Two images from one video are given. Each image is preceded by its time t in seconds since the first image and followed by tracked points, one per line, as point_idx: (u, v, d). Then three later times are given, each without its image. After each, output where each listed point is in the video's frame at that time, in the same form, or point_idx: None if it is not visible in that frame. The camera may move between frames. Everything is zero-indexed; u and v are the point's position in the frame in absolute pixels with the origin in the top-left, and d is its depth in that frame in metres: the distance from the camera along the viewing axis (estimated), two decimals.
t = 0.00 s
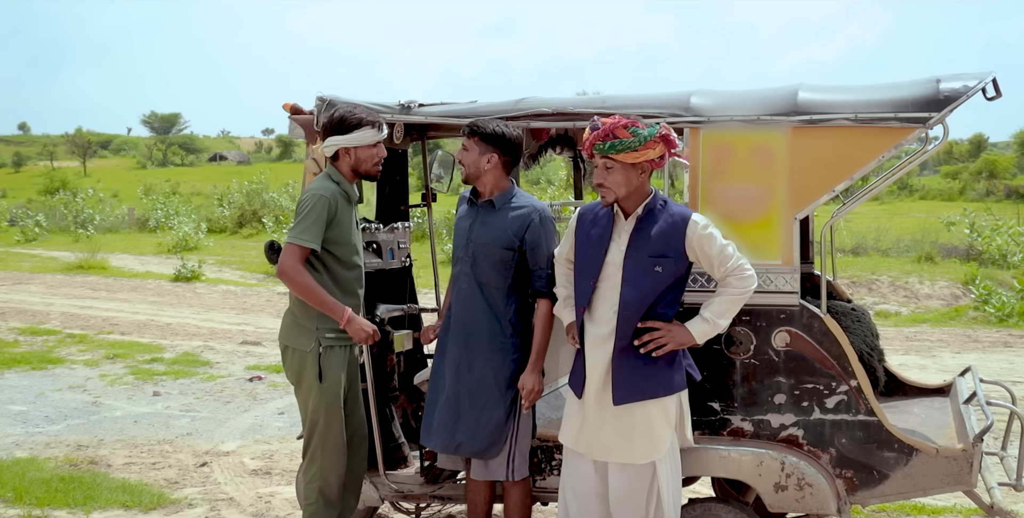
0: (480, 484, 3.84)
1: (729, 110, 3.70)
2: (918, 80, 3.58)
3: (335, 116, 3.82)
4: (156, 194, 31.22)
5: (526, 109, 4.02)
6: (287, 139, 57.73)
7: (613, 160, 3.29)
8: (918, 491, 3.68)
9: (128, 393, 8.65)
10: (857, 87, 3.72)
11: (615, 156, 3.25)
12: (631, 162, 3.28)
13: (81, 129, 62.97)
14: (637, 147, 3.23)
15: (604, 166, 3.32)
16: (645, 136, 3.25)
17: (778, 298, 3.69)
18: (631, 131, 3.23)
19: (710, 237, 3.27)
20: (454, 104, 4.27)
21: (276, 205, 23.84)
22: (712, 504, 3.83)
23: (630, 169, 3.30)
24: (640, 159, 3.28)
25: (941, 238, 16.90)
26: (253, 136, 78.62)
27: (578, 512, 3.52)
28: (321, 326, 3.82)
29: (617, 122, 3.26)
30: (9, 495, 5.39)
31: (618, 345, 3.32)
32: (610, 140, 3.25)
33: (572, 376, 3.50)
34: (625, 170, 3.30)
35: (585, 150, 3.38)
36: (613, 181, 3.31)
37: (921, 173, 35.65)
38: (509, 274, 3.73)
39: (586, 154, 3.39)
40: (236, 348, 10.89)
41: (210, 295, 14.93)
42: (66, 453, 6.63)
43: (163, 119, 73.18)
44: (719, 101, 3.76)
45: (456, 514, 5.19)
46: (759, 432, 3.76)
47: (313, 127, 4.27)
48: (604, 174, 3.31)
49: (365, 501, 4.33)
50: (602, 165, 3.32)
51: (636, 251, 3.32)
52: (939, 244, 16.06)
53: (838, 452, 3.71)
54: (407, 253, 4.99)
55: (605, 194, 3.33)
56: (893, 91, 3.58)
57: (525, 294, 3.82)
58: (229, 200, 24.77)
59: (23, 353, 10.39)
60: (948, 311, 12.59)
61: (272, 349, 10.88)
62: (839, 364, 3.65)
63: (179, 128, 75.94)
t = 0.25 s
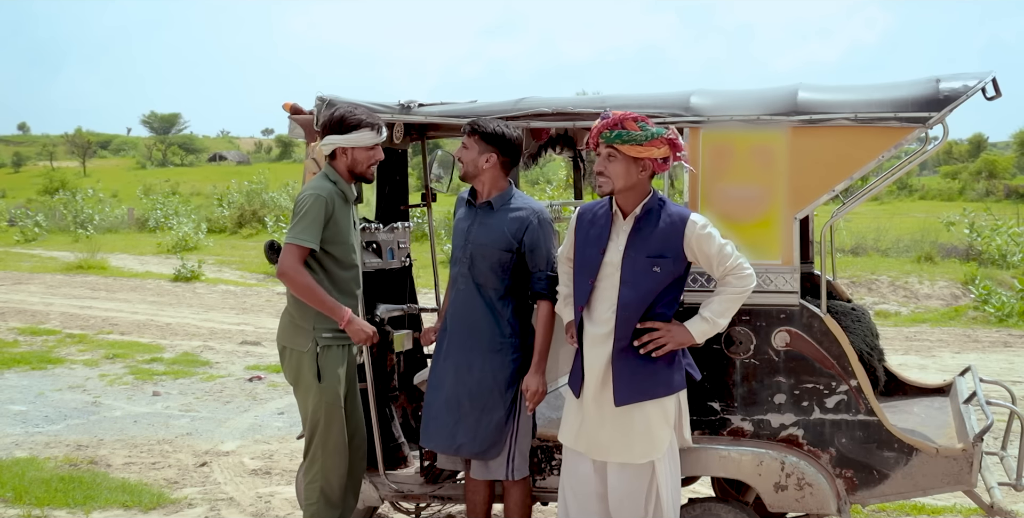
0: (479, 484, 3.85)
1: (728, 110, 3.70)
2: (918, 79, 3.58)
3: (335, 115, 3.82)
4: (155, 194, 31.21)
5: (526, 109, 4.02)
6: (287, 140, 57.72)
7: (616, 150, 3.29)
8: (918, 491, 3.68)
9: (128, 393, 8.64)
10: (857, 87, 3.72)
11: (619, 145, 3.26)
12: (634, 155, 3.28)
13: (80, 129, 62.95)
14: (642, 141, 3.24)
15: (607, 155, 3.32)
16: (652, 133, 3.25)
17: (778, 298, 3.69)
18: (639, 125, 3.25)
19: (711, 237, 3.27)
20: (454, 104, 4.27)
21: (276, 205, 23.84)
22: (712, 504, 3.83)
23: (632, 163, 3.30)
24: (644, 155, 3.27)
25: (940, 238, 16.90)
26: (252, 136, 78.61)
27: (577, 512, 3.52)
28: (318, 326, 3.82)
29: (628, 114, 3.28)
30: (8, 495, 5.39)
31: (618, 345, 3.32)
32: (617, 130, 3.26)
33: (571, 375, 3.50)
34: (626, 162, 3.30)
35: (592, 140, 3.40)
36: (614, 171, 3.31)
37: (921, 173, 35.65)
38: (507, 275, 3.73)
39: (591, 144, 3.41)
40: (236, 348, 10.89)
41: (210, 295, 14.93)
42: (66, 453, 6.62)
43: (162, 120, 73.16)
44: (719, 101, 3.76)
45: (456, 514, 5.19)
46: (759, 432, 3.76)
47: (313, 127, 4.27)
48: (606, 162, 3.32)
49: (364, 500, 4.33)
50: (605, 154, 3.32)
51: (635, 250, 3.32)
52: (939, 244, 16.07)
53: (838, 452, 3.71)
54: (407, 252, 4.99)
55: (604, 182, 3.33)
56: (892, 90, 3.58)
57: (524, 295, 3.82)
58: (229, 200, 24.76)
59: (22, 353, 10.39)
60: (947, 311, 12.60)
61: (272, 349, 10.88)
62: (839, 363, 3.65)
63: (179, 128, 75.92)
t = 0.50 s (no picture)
0: (479, 483, 3.85)
1: (728, 109, 3.70)
2: (918, 79, 3.58)
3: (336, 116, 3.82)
4: (155, 194, 31.20)
5: (526, 108, 4.02)
6: (287, 140, 57.70)
7: (624, 140, 3.30)
8: (918, 491, 3.68)
9: (127, 393, 8.64)
10: (857, 87, 3.72)
11: (629, 136, 3.27)
12: (638, 149, 3.29)
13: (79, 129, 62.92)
14: (652, 137, 3.25)
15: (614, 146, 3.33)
16: (663, 134, 3.27)
17: (778, 298, 3.69)
18: (653, 123, 3.28)
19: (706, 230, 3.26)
20: (453, 104, 4.27)
21: (276, 205, 23.84)
22: (712, 504, 3.82)
23: (635, 158, 3.31)
24: (650, 152, 3.28)
25: (940, 239, 16.91)
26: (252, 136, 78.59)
27: (577, 512, 3.52)
28: (312, 327, 3.81)
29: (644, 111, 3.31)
30: (8, 495, 5.38)
31: (614, 345, 3.32)
32: (631, 120, 3.28)
33: (570, 375, 3.50)
34: (630, 155, 3.31)
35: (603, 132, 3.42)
36: (619, 161, 3.32)
37: (920, 173, 35.66)
38: (509, 277, 3.73)
39: (602, 134, 3.42)
40: (236, 348, 10.89)
41: (210, 295, 14.92)
42: (65, 453, 6.62)
43: (162, 120, 73.14)
44: (719, 101, 3.76)
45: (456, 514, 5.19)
46: (759, 432, 3.76)
47: (313, 127, 4.27)
48: (611, 149, 3.33)
49: (364, 500, 4.31)
50: (612, 142, 3.33)
51: (632, 250, 3.32)
52: (938, 244, 16.07)
53: (839, 452, 3.71)
54: (407, 252, 4.99)
55: (604, 166, 3.34)
56: (893, 90, 3.58)
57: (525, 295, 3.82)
58: (228, 201, 24.75)
59: (22, 353, 10.38)
60: (947, 311, 12.60)
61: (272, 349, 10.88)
62: (840, 363, 3.65)
63: (178, 128, 75.91)
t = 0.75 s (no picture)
0: (479, 482, 3.85)
1: (728, 109, 3.70)
2: (918, 79, 3.58)
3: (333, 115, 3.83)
4: (154, 194, 31.20)
5: (525, 108, 4.02)
6: (286, 140, 57.69)
7: (625, 141, 3.29)
8: (918, 491, 3.68)
9: (127, 393, 8.63)
10: (857, 86, 3.72)
11: (630, 136, 3.26)
12: (639, 149, 3.28)
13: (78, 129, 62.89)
14: (653, 137, 3.24)
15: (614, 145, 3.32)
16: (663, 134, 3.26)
17: (778, 297, 3.69)
18: (653, 123, 3.27)
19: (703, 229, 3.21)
20: (453, 104, 4.26)
21: (275, 205, 23.84)
22: (712, 503, 3.82)
23: (636, 158, 3.31)
24: (650, 152, 3.27)
25: (940, 238, 16.91)
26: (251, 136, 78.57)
27: (576, 512, 3.52)
28: (319, 325, 3.82)
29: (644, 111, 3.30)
30: (7, 495, 5.38)
31: (627, 345, 3.31)
32: (631, 120, 3.26)
33: (569, 372, 3.50)
34: (631, 155, 3.31)
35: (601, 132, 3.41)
36: (620, 160, 3.31)
37: (920, 173, 35.66)
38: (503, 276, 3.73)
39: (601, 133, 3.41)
40: (235, 348, 10.89)
41: (209, 295, 14.92)
42: (65, 453, 6.61)
43: (161, 120, 73.13)
44: (719, 100, 3.76)
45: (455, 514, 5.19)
46: (759, 431, 3.76)
47: (312, 127, 4.27)
48: (612, 149, 3.31)
49: (364, 500, 4.31)
50: (612, 142, 3.32)
51: (636, 248, 3.33)
52: (938, 244, 16.08)
53: (838, 451, 3.71)
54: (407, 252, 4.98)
55: (604, 165, 3.33)
56: (892, 90, 3.58)
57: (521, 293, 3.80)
58: (227, 201, 24.74)
59: (21, 353, 10.38)
60: (946, 311, 12.60)
61: (271, 349, 10.88)
62: (839, 363, 3.64)
63: (178, 128, 75.89)
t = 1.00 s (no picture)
0: (474, 481, 3.84)
1: (727, 108, 3.70)
2: (917, 78, 3.58)
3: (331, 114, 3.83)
4: (154, 194, 31.19)
5: (524, 107, 4.01)
6: (285, 140, 57.67)
7: (619, 143, 3.29)
8: (917, 490, 3.68)
9: (126, 393, 8.63)
10: (856, 86, 3.72)
11: (623, 138, 3.25)
12: (635, 150, 3.27)
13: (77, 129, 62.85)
14: (646, 137, 3.22)
15: (609, 147, 3.32)
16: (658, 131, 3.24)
17: (776, 297, 3.70)
18: (646, 121, 3.24)
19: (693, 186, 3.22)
20: (452, 103, 4.26)
21: (274, 204, 23.83)
22: (711, 502, 3.83)
23: (633, 158, 3.31)
24: (645, 151, 3.26)
25: (939, 238, 16.92)
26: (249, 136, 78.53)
27: (576, 512, 3.51)
28: (319, 323, 3.82)
29: (635, 110, 3.28)
30: (6, 494, 5.38)
31: (625, 341, 3.31)
32: (624, 123, 3.26)
33: (569, 370, 3.50)
34: (627, 156, 3.31)
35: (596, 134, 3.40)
36: (615, 162, 3.31)
37: (919, 173, 35.67)
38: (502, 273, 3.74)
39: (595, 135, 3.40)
40: (234, 347, 10.89)
41: (208, 295, 14.91)
42: (63, 452, 6.61)
43: (160, 119, 73.10)
44: (718, 99, 3.76)
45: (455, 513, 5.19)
46: (758, 430, 3.76)
47: (311, 125, 4.26)
48: (608, 153, 3.32)
49: (362, 499, 4.32)
50: (607, 146, 3.32)
51: (632, 245, 3.33)
52: (937, 244, 16.08)
53: (837, 450, 3.71)
54: (407, 251, 4.99)
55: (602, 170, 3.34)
56: (891, 89, 3.58)
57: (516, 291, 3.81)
58: (226, 200, 24.72)
59: (20, 353, 10.37)
60: (945, 311, 12.61)
61: (270, 348, 10.87)
62: (838, 362, 3.64)
63: (177, 128, 75.85)
